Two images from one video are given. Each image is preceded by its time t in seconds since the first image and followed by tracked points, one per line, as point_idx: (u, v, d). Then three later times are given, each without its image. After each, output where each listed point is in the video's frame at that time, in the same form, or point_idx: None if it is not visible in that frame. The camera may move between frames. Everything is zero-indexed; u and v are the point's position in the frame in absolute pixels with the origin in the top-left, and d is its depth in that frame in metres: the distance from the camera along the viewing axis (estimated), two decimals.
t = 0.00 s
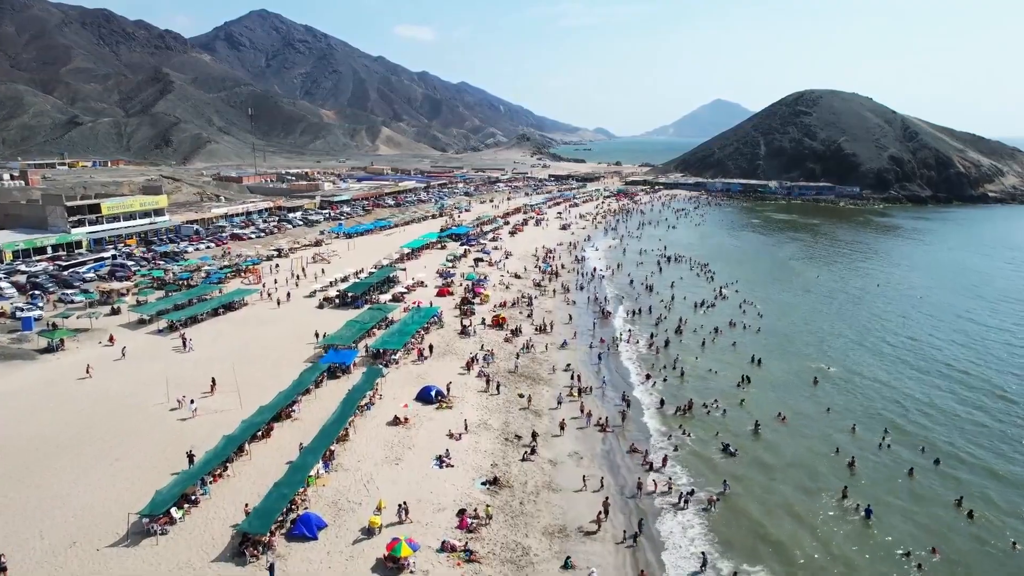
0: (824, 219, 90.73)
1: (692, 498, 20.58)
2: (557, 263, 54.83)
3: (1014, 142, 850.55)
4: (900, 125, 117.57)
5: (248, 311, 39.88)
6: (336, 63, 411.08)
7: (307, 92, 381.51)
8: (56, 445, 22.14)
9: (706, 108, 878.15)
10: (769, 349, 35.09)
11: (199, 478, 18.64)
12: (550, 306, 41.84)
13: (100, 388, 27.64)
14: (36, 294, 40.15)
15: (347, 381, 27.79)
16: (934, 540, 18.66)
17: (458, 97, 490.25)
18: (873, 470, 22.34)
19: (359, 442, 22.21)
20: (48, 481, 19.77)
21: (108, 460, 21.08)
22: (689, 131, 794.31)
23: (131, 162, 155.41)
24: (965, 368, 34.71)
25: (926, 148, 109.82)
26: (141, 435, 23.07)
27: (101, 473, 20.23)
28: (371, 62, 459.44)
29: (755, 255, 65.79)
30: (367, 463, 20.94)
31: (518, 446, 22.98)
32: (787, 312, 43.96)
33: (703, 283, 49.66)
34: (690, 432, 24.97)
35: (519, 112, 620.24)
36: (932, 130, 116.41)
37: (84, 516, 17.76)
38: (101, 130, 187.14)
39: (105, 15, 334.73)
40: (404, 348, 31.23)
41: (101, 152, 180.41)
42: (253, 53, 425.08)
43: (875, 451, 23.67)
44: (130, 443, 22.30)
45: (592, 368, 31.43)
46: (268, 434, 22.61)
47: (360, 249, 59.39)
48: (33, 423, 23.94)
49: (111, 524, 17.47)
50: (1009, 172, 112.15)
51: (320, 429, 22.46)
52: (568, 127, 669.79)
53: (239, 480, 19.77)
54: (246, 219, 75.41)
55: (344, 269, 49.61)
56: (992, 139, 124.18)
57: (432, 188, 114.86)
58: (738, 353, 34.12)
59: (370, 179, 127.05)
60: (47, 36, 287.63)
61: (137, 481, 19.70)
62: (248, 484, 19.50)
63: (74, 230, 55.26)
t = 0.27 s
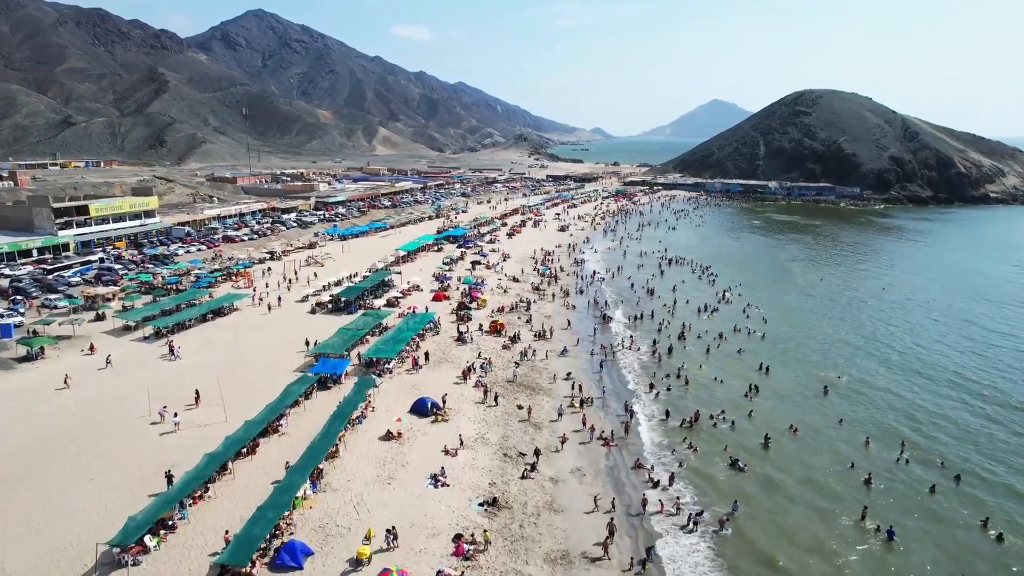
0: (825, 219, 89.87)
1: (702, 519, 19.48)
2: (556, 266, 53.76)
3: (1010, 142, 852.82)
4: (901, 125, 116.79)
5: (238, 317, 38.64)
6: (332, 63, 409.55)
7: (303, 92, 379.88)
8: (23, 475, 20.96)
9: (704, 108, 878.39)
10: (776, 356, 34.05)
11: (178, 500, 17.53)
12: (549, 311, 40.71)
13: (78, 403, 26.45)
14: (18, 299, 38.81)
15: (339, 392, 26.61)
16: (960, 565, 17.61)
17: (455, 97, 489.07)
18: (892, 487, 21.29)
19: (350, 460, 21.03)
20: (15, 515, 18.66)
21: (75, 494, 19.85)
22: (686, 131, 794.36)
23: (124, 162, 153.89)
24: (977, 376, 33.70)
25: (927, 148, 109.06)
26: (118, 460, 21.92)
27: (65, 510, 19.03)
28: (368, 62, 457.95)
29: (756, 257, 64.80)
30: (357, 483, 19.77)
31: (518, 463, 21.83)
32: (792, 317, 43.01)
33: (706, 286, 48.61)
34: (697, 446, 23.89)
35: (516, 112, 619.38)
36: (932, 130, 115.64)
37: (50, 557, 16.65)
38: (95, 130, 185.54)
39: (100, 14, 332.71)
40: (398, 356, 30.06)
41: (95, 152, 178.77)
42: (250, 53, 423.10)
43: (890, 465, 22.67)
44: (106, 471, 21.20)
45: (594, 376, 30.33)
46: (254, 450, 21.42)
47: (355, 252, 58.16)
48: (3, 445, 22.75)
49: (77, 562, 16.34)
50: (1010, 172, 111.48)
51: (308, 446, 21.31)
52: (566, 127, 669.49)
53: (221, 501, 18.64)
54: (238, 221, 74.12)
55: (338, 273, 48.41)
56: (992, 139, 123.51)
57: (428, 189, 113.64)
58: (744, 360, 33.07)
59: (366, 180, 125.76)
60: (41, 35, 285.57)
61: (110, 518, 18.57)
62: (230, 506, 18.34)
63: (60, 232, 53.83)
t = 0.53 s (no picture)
0: (826, 220, 88.96)
1: (713, 542, 18.37)
2: (554, 269, 52.64)
3: (1007, 142, 855.54)
4: (901, 125, 116.00)
5: (227, 323, 37.37)
6: (329, 63, 407.69)
7: (300, 92, 378.18)
8: None
9: (701, 108, 878.43)
10: (784, 364, 32.99)
11: (155, 526, 16.38)
12: (548, 316, 39.55)
13: (54, 415, 25.19)
14: None
15: (329, 404, 25.47)
16: None
17: (452, 97, 487.77)
18: (913, 506, 20.24)
19: (339, 479, 19.86)
20: None
21: (41, 517, 18.56)
22: (684, 131, 794.06)
23: (118, 162, 152.45)
24: (992, 384, 32.63)
25: (928, 148, 108.30)
26: (91, 477, 20.67)
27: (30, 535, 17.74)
28: (365, 61, 456.35)
29: (758, 259, 63.79)
30: (347, 504, 18.60)
31: (517, 481, 20.69)
32: (797, 321, 41.96)
33: (708, 290, 47.54)
34: (706, 461, 22.81)
35: (514, 112, 618.12)
36: (933, 130, 114.96)
37: None
38: (88, 130, 183.82)
39: (95, 13, 330.45)
40: (392, 365, 28.87)
41: (88, 153, 177.04)
42: (246, 53, 421.11)
43: (908, 482, 21.63)
44: (78, 493, 19.80)
45: (595, 386, 29.20)
46: (237, 469, 20.29)
47: (349, 254, 56.91)
48: None
49: None
50: (1011, 172, 110.76)
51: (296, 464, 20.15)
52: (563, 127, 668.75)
53: (201, 525, 17.48)
54: (231, 222, 72.83)
55: (331, 276, 47.24)
56: (993, 139, 122.75)
57: (425, 189, 112.39)
58: (752, 368, 31.98)
59: (362, 180, 124.44)
60: (35, 34, 283.24)
61: (78, 547, 17.22)
62: (211, 532, 17.20)
63: (46, 234, 52.53)
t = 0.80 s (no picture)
0: (827, 221, 88.01)
1: (726, 570, 17.24)
2: (553, 272, 51.51)
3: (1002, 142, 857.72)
4: (901, 125, 115.21)
5: (216, 329, 36.11)
6: (325, 62, 405.92)
7: (296, 92, 376.43)
8: None
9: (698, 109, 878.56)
10: (792, 371, 31.87)
11: (123, 560, 15.13)
12: (548, 322, 38.38)
13: (26, 428, 23.83)
14: None
15: (318, 419, 24.21)
16: None
17: (449, 97, 486.36)
18: (935, 527, 19.19)
19: (328, 501, 18.69)
20: None
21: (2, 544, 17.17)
22: (681, 131, 793.91)
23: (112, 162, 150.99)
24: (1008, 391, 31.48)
25: (928, 149, 107.55)
26: (60, 498, 19.29)
27: None
28: (362, 62, 454.79)
29: (759, 261, 62.77)
30: (335, 530, 17.40)
31: (516, 502, 19.54)
32: (804, 326, 40.82)
33: (711, 293, 46.42)
34: (715, 478, 21.70)
35: (511, 112, 616.82)
36: (933, 130, 114.20)
37: None
38: (82, 130, 182.10)
39: (90, 12, 328.21)
40: (384, 375, 27.64)
41: (81, 153, 175.30)
42: (242, 53, 418.90)
43: (928, 500, 20.52)
44: (43, 518, 18.34)
45: (597, 397, 28.05)
46: (219, 491, 19.01)
47: (344, 257, 55.67)
48: None
49: None
50: (1012, 172, 110.04)
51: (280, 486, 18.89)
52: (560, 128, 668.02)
53: (175, 556, 16.25)
54: (224, 224, 71.51)
55: (325, 280, 46.04)
56: (993, 139, 122.02)
57: (421, 190, 111.14)
58: (759, 376, 30.87)
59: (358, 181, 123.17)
60: (29, 34, 280.92)
61: None
62: (186, 564, 15.95)
63: (32, 237, 51.17)
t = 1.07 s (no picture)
0: (828, 222, 87.18)
1: None
2: (552, 275, 50.50)
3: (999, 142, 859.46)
4: (902, 125, 114.51)
5: (205, 335, 35.03)
6: (322, 62, 404.24)
7: (293, 92, 374.71)
8: None
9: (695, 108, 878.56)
10: (799, 378, 30.84)
11: None
12: (547, 327, 37.40)
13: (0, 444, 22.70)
14: None
15: (308, 432, 23.14)
16: None
17: (447, 97, 484.93)
18: (958, 549, 18.20)
19: (316, 523, 17.64)
20: None
21: None
22: (679, 131, 793.86)
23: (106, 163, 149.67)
24: None
25: (929, 149, 106.84)
26: (29, 521, 18.13)
27: None
28: (359, 61, 453.18)
29: (761, 262, 61.76)
30: (322, 556, 16.35)
31: (514, 523, 18.51)
32: (810, 329, 39.79)
33: (714, 297, 45.43)
34: (724, 496, 20.70)
35: (508, 112, 615.61)
36: (934, 130, 113.45)
37: None
38: (76, 130, 180.51)
39: (85, 11, 326.16)
40: (378, 385, 26.57)
41: (75, 153, 173.64)
42: (239, 53, 416.96)
43: (948, 521, 19.53)
44: (10, 544, 17.21)
45: (599, 407, 27.01)
46: (201, 512, 17.93)
47: (338, 260, 54.60)
48: None
49: None
50: (1013, 172, 109.37)
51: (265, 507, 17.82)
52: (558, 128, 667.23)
53: None
54: (217, 225, 70.33)
55: (318, 283, 44.96)
56: (994, 139, 121.34)
57: (418, 190, 110.00)
58: (765, 384, 29.84)
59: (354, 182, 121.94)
60: (24, 33, 278.80)
61: None
62: None
63: (18, 239, 49.93)
